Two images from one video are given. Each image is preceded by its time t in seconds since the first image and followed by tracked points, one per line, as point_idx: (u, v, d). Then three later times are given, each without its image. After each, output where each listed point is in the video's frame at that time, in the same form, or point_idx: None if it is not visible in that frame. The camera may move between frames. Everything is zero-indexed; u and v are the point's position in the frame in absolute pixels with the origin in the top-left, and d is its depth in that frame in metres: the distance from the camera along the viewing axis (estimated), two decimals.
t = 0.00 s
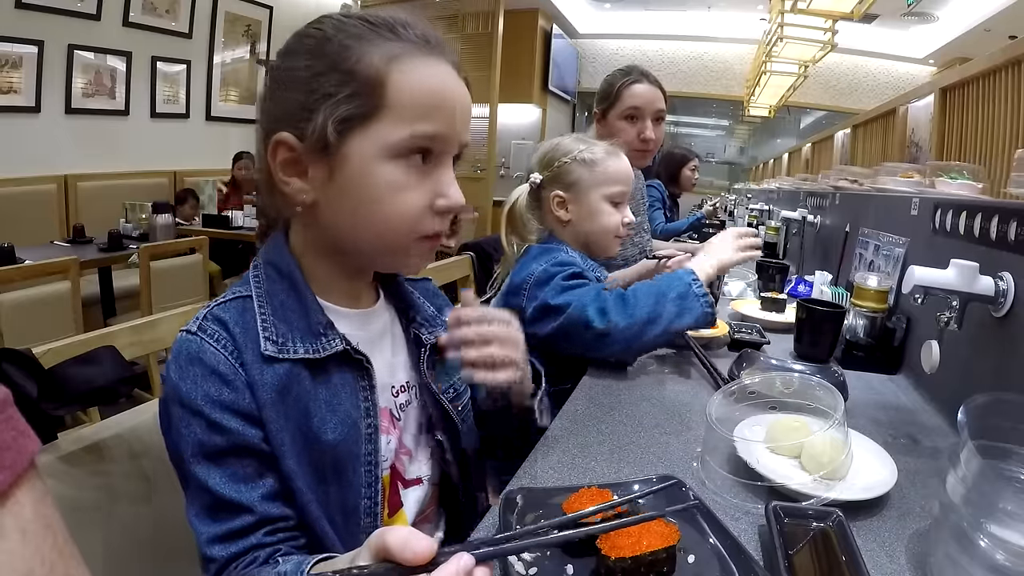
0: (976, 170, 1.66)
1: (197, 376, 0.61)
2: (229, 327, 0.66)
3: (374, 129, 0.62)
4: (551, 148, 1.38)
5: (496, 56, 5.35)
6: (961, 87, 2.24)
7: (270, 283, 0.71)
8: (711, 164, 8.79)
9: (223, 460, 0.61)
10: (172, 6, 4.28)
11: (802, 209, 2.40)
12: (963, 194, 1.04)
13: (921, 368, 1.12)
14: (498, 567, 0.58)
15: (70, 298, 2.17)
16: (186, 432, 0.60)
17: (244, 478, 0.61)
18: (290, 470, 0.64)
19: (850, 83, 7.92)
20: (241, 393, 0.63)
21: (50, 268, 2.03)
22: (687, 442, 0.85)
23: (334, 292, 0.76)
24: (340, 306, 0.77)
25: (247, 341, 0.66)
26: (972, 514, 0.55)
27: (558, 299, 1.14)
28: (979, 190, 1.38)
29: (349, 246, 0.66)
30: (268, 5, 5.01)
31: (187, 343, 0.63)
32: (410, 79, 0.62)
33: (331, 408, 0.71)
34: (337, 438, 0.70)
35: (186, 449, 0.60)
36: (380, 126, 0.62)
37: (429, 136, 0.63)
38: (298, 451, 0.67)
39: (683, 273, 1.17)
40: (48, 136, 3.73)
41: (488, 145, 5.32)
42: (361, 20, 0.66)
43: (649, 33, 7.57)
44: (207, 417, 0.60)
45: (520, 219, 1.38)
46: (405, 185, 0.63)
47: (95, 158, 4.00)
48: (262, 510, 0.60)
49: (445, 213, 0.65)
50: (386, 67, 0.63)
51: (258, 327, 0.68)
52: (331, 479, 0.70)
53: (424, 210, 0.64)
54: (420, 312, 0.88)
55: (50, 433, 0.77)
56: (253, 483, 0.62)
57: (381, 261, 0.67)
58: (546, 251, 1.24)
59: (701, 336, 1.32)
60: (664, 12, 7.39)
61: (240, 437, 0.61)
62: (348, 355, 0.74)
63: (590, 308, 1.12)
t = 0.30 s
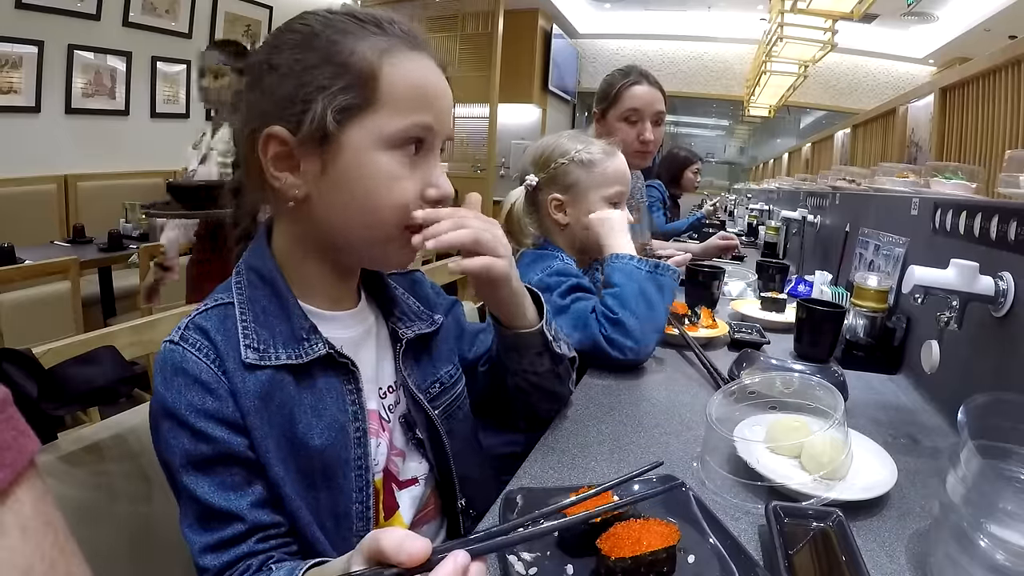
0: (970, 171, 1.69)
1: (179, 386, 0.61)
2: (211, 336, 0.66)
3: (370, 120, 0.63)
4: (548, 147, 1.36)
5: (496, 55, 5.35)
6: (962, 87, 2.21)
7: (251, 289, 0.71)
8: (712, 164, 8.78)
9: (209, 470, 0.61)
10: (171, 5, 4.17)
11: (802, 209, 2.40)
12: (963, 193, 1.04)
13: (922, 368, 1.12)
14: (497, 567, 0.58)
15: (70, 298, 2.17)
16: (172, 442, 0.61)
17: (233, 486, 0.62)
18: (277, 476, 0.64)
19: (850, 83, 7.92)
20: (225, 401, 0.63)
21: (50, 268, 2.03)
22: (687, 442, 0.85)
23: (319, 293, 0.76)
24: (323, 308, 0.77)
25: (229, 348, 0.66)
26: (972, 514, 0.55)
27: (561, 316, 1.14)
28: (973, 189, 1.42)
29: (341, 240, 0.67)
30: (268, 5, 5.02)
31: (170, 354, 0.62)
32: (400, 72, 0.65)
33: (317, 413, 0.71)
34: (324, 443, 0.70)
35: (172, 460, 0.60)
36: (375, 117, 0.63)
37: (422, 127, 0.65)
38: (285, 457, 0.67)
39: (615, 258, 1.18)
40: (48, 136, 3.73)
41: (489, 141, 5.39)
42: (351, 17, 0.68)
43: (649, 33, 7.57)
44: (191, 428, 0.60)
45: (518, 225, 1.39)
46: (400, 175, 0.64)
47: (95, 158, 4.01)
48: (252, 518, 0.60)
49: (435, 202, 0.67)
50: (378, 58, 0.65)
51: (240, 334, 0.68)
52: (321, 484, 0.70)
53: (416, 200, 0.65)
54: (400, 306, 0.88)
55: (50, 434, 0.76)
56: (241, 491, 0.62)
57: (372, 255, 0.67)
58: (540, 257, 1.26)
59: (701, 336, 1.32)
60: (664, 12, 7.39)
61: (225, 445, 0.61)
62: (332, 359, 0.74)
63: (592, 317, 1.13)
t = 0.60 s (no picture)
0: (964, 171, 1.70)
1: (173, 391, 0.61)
2: (204, 340, 0.66)
3: (369, 125, 0.64)
4: (546, 150, 1.32)
5: (496, 55, 5.35)
6: (961, 87, 2.23)
7: (243, 290, 0.71)
8: (712, 164, 8.77)
9: (209, 474, 0.61)
10: (171, 6, 4.31)
11: (802, 209, 2.40)
12: (962, 194, 1.04)
13: (921, 368, 1.12)
14: (497, 566, 0.58)
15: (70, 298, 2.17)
16: (169, 446, 0.61)
17: (230, 489, 0.62)
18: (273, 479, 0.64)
19: (850, 83, 7.91)
20: (221, 405, 0.63)
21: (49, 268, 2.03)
22: (686, 442, 0.85)
23: (312, 294, 0.76)
24: (316, 310, 0.77)
25: (223, 352, 0.66)
26: (971, 514, 0.55)
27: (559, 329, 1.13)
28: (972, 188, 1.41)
29: (337, 245, 0.67)
30: (268, 5, 5.02)
31: (165, 359, 0.62)
32: (399, 76, 0.65)
33: (312, 414, 0.71)
34: (321, 444, 0.70)
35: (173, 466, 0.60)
36: (374, 122, 0.64)
37: (420, 132, 0.66)
38: (281, 459, 0.67)
39: (606, 263, 1.14)
40: (48, 136, 3.73)
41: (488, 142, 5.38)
42: (350, 16, 0.68)
43: (649, 33, 7.58)
44: (188, 432, 0.60)
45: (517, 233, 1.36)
46: (398, 179, 0.64)
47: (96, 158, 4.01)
48: (250, 521, 0.60)
49: (430, 206, 0.67)
50: (379, 62, 0.65)
51: (233, 336, 0.67)
52: (318, 485, 0.71)
53: (412, 205, 0.66)
54: (394, 306, 0.88)
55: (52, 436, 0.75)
56: (238, 494, 0.62)
57: (367, 257, 0.68)
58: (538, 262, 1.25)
59: (701, 336, 1.32)
60: (664, 12, 7.39)
61: (221, 449, 0.61)
62: (326, 360, 0.74)
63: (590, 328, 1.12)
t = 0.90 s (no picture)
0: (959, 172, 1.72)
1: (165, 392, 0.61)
2: (201, 342, 0.65)
3: (342, 141, 0.61)
4: (547, 154, 1.30)
5: (496, 55, 5.35)
6: (961, 88, 2.21)
7: (245, 293, 0.71)
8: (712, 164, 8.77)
9: (184, 473, 0.61)
10: (172, 6, 4.30)
11: (802, 209, 2.40)
12: (963, 194, 1.04)
13: (922, 368, 1.12)
14: (497, 566, 0.58)
15: (71, 298, 2.17)
16: (156, 443, 0.61)
17: (202, 492, 0.63)
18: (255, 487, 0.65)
19: (850, 83, 7.92)
20: (209, 412, 0.63)
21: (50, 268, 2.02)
22: (686, 442, 0.85)
23: (311, 298, 0.76)
24: (316, 316, 0.77)
25: (220, 355, 0.66)
26: (971, 514, 0.55)
27: (553, 333, 1.10)
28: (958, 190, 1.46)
29: (317, 257, 0.66)
30: (268, 5, 5.01)
31: (159, 358, 0.62)
32: (379, 89, 0.62)
33: (306, 422, 0.71)
34: (314, 451, 0.71)
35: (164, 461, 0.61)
36: (345, 140, 0.61)
37: (396, 152, 0.61)
38: (271, 464, 0.67)
39: (606, 263, 1.13)
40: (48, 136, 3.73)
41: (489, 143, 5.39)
42: (345, 22, 0.67)
43: (649, 33, 7.58)
44: (173, 433, 0.61)
45: (514, 241, 1.33)
46: (366, 200, 0.61)
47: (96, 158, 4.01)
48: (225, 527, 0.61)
49: (413, 231, 0.64)
50: (357, 75, 0.63)
51: (230, 339, 0.67)
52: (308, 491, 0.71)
53: (390, 227, 0.63)
54: (405, 321, 0.89)
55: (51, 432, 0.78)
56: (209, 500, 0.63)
57: (349, 272, 0.66)
58: (533, 266, 1.20)
59: (701, 336, 1.32)
60: (664, 12, 7.39)
61: (203, 455, 0.62)
62: (325, 368, 0.74)
63: (586, 330, 1.11)
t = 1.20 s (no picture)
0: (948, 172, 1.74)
1: (182, 387, 0.62)
2: (222, 339, 0.66)
3: (366, 150, 0.61)
4: (545, 157, 1.29)
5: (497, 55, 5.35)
6: (961, 87, 2.24)
7: (268, 291, 0.71)
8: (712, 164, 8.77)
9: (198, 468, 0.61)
10: (172, 6, 4.30)
11: (802, 209, 2.40)
12: (963, 194, 1.04)
13: (921, 368, 1.12)
14: (497, 566, 0.58)
15: (70, 298, 2.17)
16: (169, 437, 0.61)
17: (212, 487, 0.62)
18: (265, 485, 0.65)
19: (850, 83, 7.92)
20: (225, 410, 0.63)
21: (50, 268, 2.03)
22: (687, 442, 0.85)
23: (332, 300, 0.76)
24: (339, 317, 0.78)
25: (240, 354, 0.66)
26: (972, 514, 0.55)
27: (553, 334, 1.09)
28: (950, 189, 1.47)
29: (336, 263, 0.66)
30: (268, 5, 5.01)
31: (177, 353, 0.62)
32: (405, 100, 0.62)
33: (323, 422, 0.70)
34: (329, 452, 0.70)
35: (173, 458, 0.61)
36: (369, 149, 0.61)
37: (419, 164, 0.60)
38: (285, 462, 0.67)
39: (607, 263, 1.13)
40: (47, 136, 3.73)
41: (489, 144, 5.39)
42: (374, 27, 0.67)
43: (649, 33, 7.58)
44: (187, 428, 0.61)
45: (513, 243, 1.32)
46: (386, 211, 0.61)
47: (96, 158, 4.01)
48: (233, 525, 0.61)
49: (432, 244, 0.63)
50: (381, 86, 0.62)
51: (252, 337, 0.67)
52: (321, 489, 0.71)
53: (408, 239, 0.62)
54: (423, 327, 0.89)
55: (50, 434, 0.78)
56: (217, 495, 0.62)
57: (367, 279, 0.66)
58: (532, 266, 1.20)
59: (701, 336, 1.32)
60: (664, 12, 7.39)
61: (216, 452, 0.61)
62: (344, 371, 0.74)
63: (587, 331, 1.10)
